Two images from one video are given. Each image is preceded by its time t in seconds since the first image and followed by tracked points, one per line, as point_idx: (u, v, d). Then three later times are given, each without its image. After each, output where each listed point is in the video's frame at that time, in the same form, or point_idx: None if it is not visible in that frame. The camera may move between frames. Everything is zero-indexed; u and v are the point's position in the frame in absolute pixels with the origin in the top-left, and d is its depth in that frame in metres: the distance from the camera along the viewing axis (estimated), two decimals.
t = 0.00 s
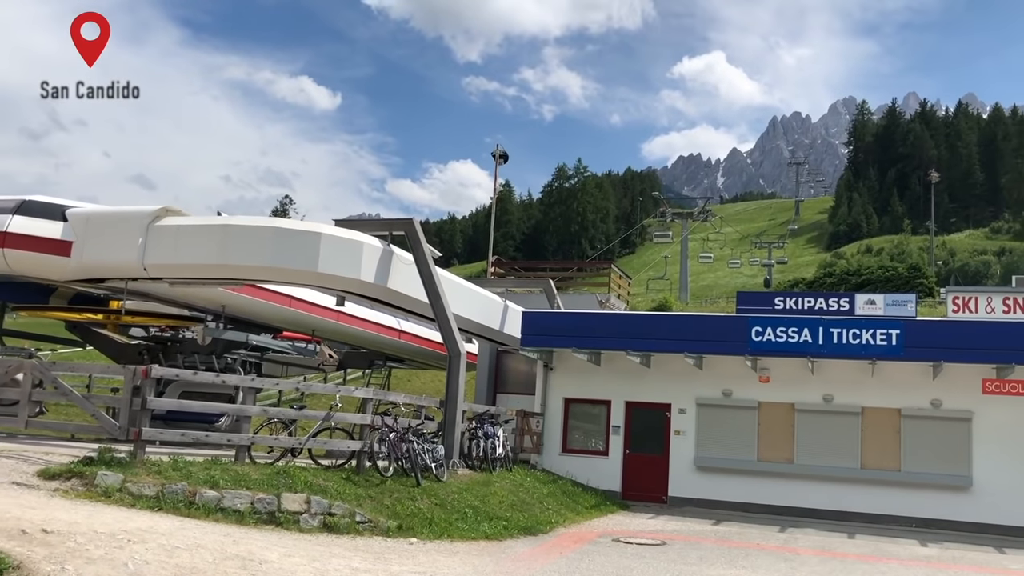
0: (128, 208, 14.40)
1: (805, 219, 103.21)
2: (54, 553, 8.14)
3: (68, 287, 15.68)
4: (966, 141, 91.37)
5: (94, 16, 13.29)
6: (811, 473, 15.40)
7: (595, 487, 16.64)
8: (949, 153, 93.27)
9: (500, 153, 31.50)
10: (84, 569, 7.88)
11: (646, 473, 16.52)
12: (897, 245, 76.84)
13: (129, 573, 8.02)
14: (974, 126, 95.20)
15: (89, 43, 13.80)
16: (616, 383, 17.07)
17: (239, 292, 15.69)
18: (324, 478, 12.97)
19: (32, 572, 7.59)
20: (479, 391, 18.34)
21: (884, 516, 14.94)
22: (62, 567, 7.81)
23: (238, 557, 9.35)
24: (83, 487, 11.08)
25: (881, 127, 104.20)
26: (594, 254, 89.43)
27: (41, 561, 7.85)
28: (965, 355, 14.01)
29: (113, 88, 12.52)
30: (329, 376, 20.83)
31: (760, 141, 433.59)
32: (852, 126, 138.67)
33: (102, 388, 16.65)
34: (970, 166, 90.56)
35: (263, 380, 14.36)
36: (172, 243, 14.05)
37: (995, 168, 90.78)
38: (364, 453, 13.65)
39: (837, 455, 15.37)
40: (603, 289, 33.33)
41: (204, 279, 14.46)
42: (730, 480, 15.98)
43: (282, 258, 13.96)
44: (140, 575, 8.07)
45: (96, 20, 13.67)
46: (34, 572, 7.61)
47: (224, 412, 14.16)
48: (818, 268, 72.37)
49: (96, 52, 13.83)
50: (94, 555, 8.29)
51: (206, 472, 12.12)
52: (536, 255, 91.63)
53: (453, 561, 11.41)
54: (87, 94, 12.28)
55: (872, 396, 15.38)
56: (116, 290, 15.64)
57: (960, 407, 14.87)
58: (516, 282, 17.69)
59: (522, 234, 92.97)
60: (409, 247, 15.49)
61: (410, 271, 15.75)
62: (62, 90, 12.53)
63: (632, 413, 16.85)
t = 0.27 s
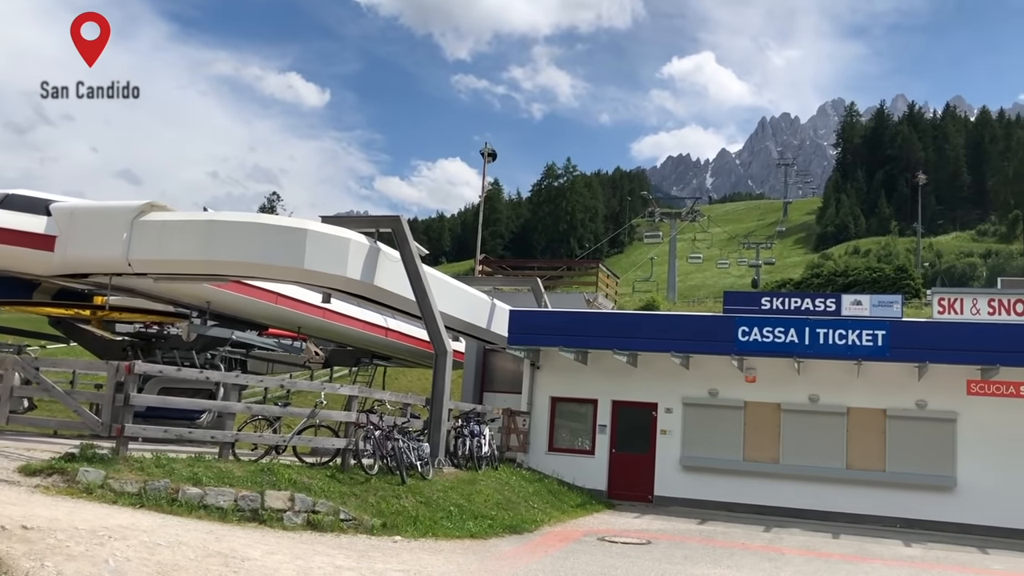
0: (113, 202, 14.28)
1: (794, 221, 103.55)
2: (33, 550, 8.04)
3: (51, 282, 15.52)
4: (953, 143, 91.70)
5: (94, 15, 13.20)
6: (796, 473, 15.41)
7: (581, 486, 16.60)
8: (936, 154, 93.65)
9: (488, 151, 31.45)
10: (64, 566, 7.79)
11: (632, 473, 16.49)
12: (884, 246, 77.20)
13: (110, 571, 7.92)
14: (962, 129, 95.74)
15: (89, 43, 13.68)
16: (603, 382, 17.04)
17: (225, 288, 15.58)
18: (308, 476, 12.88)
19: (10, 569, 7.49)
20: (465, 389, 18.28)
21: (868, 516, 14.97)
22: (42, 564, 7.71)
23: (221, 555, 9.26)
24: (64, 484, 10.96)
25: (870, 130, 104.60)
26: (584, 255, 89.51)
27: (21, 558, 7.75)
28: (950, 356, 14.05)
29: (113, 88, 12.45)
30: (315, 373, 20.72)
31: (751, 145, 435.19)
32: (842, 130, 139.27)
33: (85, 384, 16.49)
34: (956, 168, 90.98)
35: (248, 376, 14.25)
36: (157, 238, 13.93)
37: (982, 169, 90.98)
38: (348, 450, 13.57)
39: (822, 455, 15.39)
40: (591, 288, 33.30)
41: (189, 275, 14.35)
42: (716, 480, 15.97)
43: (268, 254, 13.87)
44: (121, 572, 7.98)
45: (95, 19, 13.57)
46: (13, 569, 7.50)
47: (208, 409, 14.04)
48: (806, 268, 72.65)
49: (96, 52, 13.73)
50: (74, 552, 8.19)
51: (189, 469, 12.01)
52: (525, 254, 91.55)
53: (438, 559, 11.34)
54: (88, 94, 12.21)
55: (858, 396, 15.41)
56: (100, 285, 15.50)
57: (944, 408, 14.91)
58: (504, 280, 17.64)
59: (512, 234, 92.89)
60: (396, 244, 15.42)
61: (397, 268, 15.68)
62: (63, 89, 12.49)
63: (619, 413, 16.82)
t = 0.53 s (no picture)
0: (112, 202, 14.28)
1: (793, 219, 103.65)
2: (32, 550, 8.05)
3: (50, 282, 15.52)
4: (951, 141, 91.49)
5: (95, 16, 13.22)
6: (794, 471, 15.42)
7: (579, 484, 16.61)
8: (934, 152, 93.74)
9: (487, 150, 31.47)
10: (63, 565, 7.80)
11: (630, 471, 16.51)
12: (883, 244, 77.22)
13: (108, 570, 7.93)
14: (960, 127, 95.82)
15: (89, 43, 13.68)
16: (601, 381, 17.05)
17: (223, 287, 15.57)
18: (307, 475, 12.89)
19: (9, 569, 7.49)
20: (464, 388, 18.29)
21: (866, 514, 14.99)
22: (40, 564, 7.71)
23: (219, 554, 9.26)
24: (63, 483, 10.96)
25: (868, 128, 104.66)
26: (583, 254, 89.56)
27: (19, 557, 7.75)
28: (947, 354, 14.07)
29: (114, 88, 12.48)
30: (314, 372, 20.72)
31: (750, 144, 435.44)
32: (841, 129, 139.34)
33: (84, 384, 16.47)
34: (955, 166, 91.08)
35: (247, 376, 14.25)
36: (155, 237, 13.94)
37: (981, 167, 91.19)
38: (347, 449, 13.57)
39: (820, 453, 15.40)
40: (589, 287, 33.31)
41: (187, 275, 14.35)
42: (714, 479, 15.99)
43: (265, 253, 13.88)
44: (119, 571, 7.99)
45: (95, 19, 13.57)
46: (11, 569, 7.51)
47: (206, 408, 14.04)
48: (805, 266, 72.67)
49: (96, 52, 13.73)
50: (73, 552, 8.19)
51: (187, 468, 12.01)
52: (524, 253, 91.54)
53: (435, 558, 11.35)
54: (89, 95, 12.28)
55: (855, 394, 15.42)
56: (99, 285, 15.50)
57: (942, 406, 14.93)
58: (502, 279, 17.65)
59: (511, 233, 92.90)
60: (394, 243, 15.42)
61: (395, 267, 15.68)
62: (64, 89, 12.53)
63: (617, 411, 16.84)
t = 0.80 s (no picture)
0: (118, 204, 14.31)
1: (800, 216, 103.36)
2: (42, 551, 8.06)
3: (58, 284, 15.56)
4: (960, 135, 90.96)
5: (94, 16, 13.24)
6: (804, 468, 15.37)
7: (588, 483, 16.58)
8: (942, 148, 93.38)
9: (492, 149, 31.48)
10: (73, 566, 7.80)
11: (638, 469, 16.47)
12: (891, 240, 76.93)
13: (117, 570, 7.94)
14: (967, 122, 95.40)
15: (89, 43, 13.70)
16: (609, 379, 17.01)
17: (230, 288, 15.59)
18: (315, 475, 12.89)
19: (18, 570, 7.50)
20: (471, 387, 18.27)
21: (877, 511, 14.92)
22: (50, 565, 7.72)
23: (228, 555, 9.27)
24: (72, 485, 10.98)
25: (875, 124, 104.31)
26: (589, 252, 89.49)
27: (29, 559, 7.76)
28: (956, 349, 14.01)
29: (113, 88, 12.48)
30: (321, 373, 20.73)
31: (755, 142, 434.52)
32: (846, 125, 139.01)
33: (92, 386, 16.51)
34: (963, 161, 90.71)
35: (254, 376, 14.26)
36: (161, 239, 13.96)
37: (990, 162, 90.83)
38: (355, 449, 13.57)
39: (830, 449, 15.34)
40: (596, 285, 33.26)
41: (194, 276, 14.37)
42: (723, 476, 15.94)
43: (272, 254, 13.88)
44: (128, 572, 8.00)
45: (95, 19, 13.59)
46: (21, 569, 7.52)
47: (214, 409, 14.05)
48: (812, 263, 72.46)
49: (96, 52, 13.75)
50: (82, 553, 8.20)
51: (196, 469, 12.03)
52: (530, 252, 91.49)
53: (444, 557, 11.33)
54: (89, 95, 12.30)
55: (865, 391, 15.35)
56: (106, 287, 15.53)
57: (952, 402, 14.85)
58: (508, 277, 17.63)
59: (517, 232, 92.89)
60: (400, 243, 15.41)
61: (402, 267, 15.68)
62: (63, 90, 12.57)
63: (625, 409, 16.80)
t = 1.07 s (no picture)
0: (133, 203, 14.41)
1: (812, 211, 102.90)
2: (60, 546, 8.16)
3: (74, 282, 15.69)
4: (974, 128, 90.10)
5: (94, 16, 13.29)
6: (817, 464, 15.34)
7: (601, 479, 16.61)
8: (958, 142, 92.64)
9: (504, 146, 31.50)
10: (91, 562, 7.89)
11: (651, 465, 16.49)
12: (905, 235, 76.50)
13: (135, 566, 8.03)
14: (982, 115, 94.65)
15: (89, 43, 13.79)
16: (622, 375, 17.03)
17: (245, 286, 15.68)
18: (329, 471, 12.97)
19: (38, 565, 7.60)
20: (484, 384, 18.32)
21: (891, 506, 14.89)
22: (69, 560, 7.82)
23: (244, 550, 9.35)
24: (90, 481, 11.10)
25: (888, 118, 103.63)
26: (600, 248, 89.44)
27: (48, 554, 7.86)
28: (971, 344, 13.94)
29: (113, 89, 12.52)
30: (335, 370, 20.84)
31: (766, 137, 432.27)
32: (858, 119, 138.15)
33: (109, 383, 16.66)
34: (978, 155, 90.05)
35: (269, 373, 14.35)
36: (176, 237, 14.05)
37: (1004, 156, 90.10)
38: (369, 446, 13.65)
39: (844, 445, 15.31)
40: (609, 281, 33.25)
41: (209, 274, 14.46)
42: (737, 472, 15.94)
43: (286, 252, 13.96)
44: (146, 567, 8.09)
45: (94, 20, 13.66)
46: (40, 565, 7.61)
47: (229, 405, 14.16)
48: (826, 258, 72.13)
49: (96, 52, 13.84)
50: (100, 548, 8.30)
51: (212, 465, 12.12)
52: (541, 249, 91.48)
53: (458, 552, 11.39)
54: (88, 95, 12.30)
55: (879, 386, 15.31)
56: (122, 285, 15.65)
57: (967, 397, 14.79)
58: (520, 274, 17.66)
59: (528, 228, 92.86)
60: (412, 240, 15.46)
61: (414, 264, 15.73)
62: (63, 89, 12.55)
63: (638, 405, 16.82)
